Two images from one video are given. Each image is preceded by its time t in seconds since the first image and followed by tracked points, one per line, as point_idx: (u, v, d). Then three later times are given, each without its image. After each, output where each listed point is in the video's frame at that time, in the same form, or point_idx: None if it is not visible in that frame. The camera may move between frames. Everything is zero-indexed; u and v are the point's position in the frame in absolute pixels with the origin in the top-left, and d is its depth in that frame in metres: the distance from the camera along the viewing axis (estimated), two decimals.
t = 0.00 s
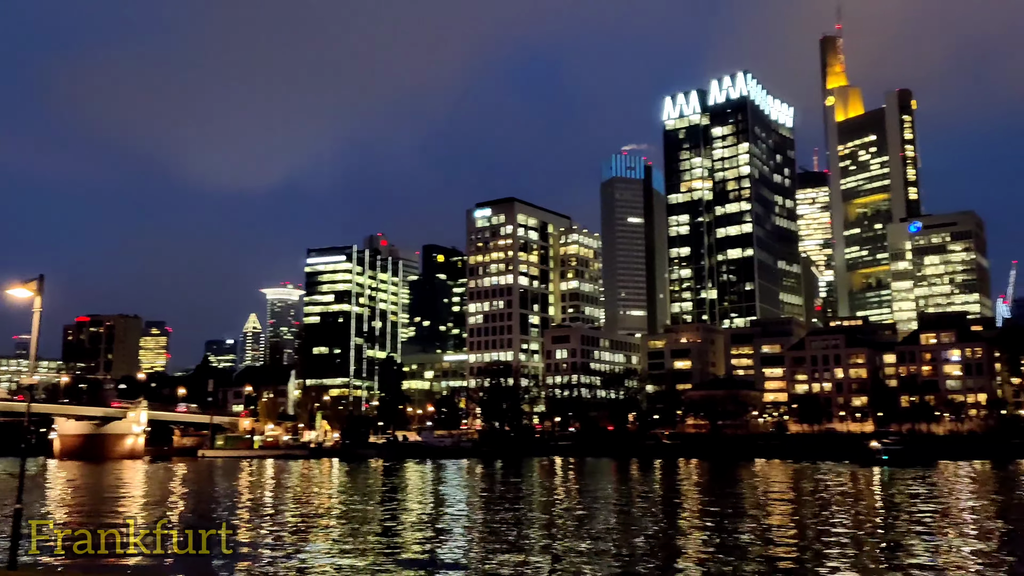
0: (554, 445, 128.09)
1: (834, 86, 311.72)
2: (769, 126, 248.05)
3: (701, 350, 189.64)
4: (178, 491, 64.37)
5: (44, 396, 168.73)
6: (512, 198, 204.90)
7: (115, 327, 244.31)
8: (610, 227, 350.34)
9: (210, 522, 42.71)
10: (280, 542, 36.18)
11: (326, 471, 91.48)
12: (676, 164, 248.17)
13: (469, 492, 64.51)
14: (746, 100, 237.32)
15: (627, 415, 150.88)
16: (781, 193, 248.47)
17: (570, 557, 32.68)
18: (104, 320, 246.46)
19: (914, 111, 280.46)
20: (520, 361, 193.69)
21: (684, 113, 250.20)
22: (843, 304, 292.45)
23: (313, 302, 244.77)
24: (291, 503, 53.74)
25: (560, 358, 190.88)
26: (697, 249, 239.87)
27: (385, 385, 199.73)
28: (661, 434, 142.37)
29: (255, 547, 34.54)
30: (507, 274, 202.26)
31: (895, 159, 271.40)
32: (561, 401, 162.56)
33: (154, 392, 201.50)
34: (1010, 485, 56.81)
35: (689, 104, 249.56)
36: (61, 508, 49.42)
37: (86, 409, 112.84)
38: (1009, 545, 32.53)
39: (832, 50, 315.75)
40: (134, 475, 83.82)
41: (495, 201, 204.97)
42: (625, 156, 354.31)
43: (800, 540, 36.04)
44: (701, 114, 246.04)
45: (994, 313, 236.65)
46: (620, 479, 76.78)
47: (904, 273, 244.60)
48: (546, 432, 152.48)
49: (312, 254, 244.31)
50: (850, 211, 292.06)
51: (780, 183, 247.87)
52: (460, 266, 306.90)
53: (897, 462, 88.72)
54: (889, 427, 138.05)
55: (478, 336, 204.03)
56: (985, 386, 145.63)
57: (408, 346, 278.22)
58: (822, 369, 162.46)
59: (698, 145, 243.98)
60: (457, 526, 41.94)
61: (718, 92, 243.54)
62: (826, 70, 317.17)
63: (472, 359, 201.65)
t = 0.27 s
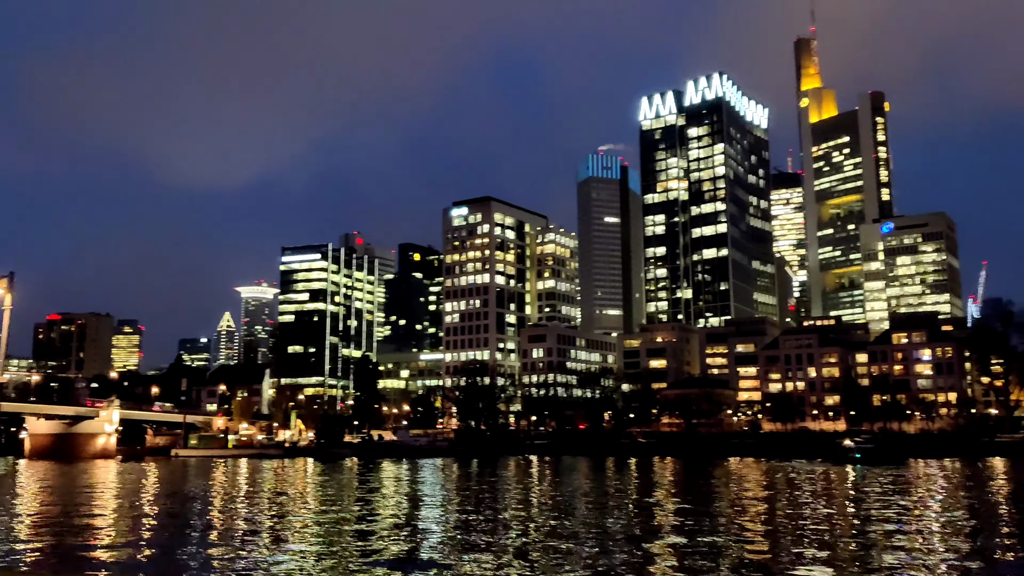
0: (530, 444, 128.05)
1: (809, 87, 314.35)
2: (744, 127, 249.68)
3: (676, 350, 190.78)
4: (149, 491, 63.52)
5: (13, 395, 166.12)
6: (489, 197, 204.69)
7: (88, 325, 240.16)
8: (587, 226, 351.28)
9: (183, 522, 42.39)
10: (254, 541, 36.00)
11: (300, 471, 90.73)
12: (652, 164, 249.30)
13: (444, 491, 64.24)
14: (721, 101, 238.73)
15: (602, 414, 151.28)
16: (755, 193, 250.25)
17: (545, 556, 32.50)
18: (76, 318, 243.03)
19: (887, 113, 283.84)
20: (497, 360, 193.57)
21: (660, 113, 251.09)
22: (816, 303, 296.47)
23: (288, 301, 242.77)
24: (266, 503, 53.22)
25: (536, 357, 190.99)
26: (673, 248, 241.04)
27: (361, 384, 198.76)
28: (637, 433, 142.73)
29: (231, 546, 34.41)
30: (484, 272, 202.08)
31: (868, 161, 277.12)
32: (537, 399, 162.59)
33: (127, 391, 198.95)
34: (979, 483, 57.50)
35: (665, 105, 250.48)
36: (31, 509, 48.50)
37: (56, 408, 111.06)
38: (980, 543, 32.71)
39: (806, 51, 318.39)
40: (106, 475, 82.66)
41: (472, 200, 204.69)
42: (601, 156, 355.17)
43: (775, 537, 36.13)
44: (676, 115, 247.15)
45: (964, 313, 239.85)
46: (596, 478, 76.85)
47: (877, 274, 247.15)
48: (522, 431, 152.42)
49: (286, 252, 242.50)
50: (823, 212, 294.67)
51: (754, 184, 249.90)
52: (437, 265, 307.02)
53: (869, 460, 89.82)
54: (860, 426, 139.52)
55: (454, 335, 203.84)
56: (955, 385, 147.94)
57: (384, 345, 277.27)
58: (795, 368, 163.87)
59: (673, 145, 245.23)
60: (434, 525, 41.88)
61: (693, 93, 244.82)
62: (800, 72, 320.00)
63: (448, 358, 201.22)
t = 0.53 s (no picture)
0: (508, 444, 128.03)
1: (786, 89, 316.36)
2: (721, 128, 251.09)
3: (654, 349, 191.52)
4: (125, 491, 62.96)
5: None
6: (467, 197, 204.29)
7: (62, 325, 237.19)
8: (565, 226, 352.11)
9: (158, 523, 42.08)
10: (229, 542, 35.74)
11: (277, 471, 90.13)
12: (630, 165, 250.18)
13: (423, 490, 64.08)
14: (699, 102, 239.85)
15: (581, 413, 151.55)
16: (732, 194, 251.80)
17: (524, 556, 32.44)
18: (50, 318, 240.03)
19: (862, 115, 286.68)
20: (475, 360, 193.33)
21: (638, 114, 251.87)
22: (792, 303, 298.41)
23: (264, 300, 240.84)
24: (241, 504, 52.78)
25: (515, 357, 191.01)
26: (651, 248, 241.95)
27: (338, 383, 197.78)
28: (614, 432, 143.11)
29: (208, 547, 34.14)
30: (462, 272, 201.77)
31: (843, 162, 279.75)
32: (516, 399, 162.60)
33: (101, 391, 196.70)
34: (953, 481, 57.98)
35: (643, 105, 251.35)
36: (2, 510, 47.82)
37: (29, 408, 109.58)
38: (953, 541, 32.94)
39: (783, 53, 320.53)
40: (79, 476, 81.90)
41: (451, 199, 204.21)
42: (580, 157, 356.45)
43: (751, 536, 36.19)
44: (655, 115, 248.10)
45: (937, 313, 243.09)
46: (574, 477, 76.81)
47: (852, 274, 247.12)
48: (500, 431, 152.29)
49: (263, 251, 240.89)
50: (800, 212, 297.00)
51: (731, 185, 251.39)
52: (415, 264, 304.68)
53: (845, 459, 90.51)
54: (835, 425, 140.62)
55: (433, 335, 203.42)
56: (928, 384, 149.72)
57: (362, 345, 276.16)
58: (771, 368, 165.00)
59: (652, 146, 246.23)
60: (411, 526, 41.75)
61: (671, 94, 245.93)
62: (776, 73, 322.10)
63: (426, 357, 200.78)
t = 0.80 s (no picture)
0: (488, 444, 127.89)
1: (764, 91, 318.19)
2: (700, 129, 252.16)
3: (634, 350, 191.98)
4: (102, 494, 62.18)
5: None
6: (448, 197, 203.77)
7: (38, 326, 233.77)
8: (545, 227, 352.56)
9: (134, 525, 41.61)
10: (206, 545, 35.32)
11: (255, 473, 89.26)
12: (610, 166, 250.74)
13: (404, 492, 63.75)
14: (679, 103, 240.67)
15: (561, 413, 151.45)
16: (711, 195, 253.00)
17: (503, 556, 32.38)
18: (24, 318, 236.85)
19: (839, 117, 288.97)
20: (455, 361, 192.89)
21: (618, 115, 252.40)
22: (770, 303, 300.22)
23: (242, 300, 239.41)
24: (219, 506, 52.16)
25: (495, 357, 190.78)
26: (631, 249, 242.59)
27: (317, 384, 196.63)
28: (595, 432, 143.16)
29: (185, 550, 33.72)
30: (442, 272, 201.26)
31: (821, 164, 281.43)
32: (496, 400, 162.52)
33: (77, 392, 194.25)
34: (930, 481, 58.36)
35: (623, 106, 251.88)
36: None
37: (4, 410, 107.88)
38: (929, 541, 32.85)
39: (761, 55, 322.29)
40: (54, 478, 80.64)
41: (431, 200, 203.61)
42: (560, 157, 356.71)
43: (728, 536, 36.42)
44: (635, 116, 248.74)
45: (914, 313, 245.50)
46: (553, 477, 76.66)
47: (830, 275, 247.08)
48: (480, 432, 151.97)
49: (242, 251, 239.91)
50: (778, 214, 299.02)
51: (710, 186, 252.57)
52: (394, 264, 302.94)
53: (823, 458, 91.17)
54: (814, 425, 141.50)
55: (413, 335, 202.77)
56: (904, 384, 151.16)
57: (341, 346, 274.97)
58: (750, 368, 165.81)
59: (632, 147, 246.88)
60: (390, 527, 41.45)
61: (651, 95, 246.55)
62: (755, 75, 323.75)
63: (406, 358, 200.26)
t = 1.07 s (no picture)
0: (469, 446, 127.77)
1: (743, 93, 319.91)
2: (680, 131, 253.12)
3: (614, 350, 192.45)
4: (78, 496, 61.57)
5: None
6: (429, 198, 203.26)
7: (15, 326, 229.81)
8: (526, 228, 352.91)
9: (115, 527, 41.34)
10: (185, 547, 35.06)
11: (234, 475, 88.55)
12: (591, 167, 251.36)
13: (382, 493, 63.40)
14: (659, 105, 241.52)
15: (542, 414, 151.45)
16: (691, 197, 254.18)
17: (482, 557, 32.51)
18: None
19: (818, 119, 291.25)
20: (436, 362, 192.50)
21: (599, 116, 252.97)
22: (749, 304, 301.98)
23: (222, 302, 237.77)
24: (197, 509, 51.73)
25: (476, 358, 190.65)
26: (611, 250, 243.28)
27: (297, 385, 195.55)
28: (576, 433, 143.27)
29: (163, 553, 33.40)
30: (423, 273, 200.82)
31: (799, 166, 283.50)
32: (477, 401, 162.48)
33: (54, 394, 192.06)
34: (907, 480, 58.68)
35: (604, 108, 252.48)
36: None
37: None
38: (905, 541, 32.83)
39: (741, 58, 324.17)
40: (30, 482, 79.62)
41: (412, 200, 203.01)
42: (541, 158, 357.04)
43: (706, 536, 36.53)
44: (615, 118, 249.38)
45: (891, 314, 247.69)
46: (533, 478, 76.67)
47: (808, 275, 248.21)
48: (461, 433, 151.73)
49: (221, 252, 238.01)
50: (757, 215, 300.88)
51: (690, 187, 253.70)
52: (375, 265, 301.59)
53: (803, 458, 91.84)
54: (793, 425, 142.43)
55: (393, 336, 202.18)
56: (882, 384, 152.64)
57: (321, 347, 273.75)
58: (729, 368, 166.61)
59: (612, 148, 247.57)
60: (371, 528, 41.30)
61: (632, 96, 247.24)
62: (735, 77, 325.47)
63: (387, 359, 199.72)
